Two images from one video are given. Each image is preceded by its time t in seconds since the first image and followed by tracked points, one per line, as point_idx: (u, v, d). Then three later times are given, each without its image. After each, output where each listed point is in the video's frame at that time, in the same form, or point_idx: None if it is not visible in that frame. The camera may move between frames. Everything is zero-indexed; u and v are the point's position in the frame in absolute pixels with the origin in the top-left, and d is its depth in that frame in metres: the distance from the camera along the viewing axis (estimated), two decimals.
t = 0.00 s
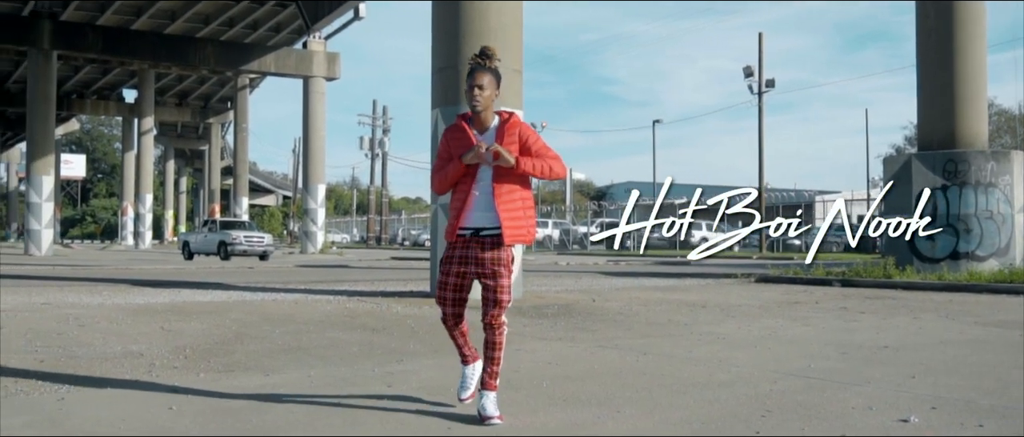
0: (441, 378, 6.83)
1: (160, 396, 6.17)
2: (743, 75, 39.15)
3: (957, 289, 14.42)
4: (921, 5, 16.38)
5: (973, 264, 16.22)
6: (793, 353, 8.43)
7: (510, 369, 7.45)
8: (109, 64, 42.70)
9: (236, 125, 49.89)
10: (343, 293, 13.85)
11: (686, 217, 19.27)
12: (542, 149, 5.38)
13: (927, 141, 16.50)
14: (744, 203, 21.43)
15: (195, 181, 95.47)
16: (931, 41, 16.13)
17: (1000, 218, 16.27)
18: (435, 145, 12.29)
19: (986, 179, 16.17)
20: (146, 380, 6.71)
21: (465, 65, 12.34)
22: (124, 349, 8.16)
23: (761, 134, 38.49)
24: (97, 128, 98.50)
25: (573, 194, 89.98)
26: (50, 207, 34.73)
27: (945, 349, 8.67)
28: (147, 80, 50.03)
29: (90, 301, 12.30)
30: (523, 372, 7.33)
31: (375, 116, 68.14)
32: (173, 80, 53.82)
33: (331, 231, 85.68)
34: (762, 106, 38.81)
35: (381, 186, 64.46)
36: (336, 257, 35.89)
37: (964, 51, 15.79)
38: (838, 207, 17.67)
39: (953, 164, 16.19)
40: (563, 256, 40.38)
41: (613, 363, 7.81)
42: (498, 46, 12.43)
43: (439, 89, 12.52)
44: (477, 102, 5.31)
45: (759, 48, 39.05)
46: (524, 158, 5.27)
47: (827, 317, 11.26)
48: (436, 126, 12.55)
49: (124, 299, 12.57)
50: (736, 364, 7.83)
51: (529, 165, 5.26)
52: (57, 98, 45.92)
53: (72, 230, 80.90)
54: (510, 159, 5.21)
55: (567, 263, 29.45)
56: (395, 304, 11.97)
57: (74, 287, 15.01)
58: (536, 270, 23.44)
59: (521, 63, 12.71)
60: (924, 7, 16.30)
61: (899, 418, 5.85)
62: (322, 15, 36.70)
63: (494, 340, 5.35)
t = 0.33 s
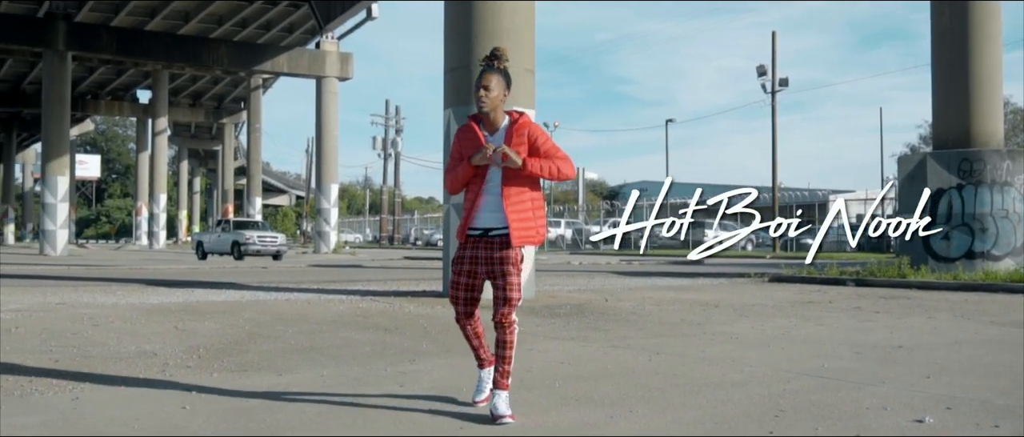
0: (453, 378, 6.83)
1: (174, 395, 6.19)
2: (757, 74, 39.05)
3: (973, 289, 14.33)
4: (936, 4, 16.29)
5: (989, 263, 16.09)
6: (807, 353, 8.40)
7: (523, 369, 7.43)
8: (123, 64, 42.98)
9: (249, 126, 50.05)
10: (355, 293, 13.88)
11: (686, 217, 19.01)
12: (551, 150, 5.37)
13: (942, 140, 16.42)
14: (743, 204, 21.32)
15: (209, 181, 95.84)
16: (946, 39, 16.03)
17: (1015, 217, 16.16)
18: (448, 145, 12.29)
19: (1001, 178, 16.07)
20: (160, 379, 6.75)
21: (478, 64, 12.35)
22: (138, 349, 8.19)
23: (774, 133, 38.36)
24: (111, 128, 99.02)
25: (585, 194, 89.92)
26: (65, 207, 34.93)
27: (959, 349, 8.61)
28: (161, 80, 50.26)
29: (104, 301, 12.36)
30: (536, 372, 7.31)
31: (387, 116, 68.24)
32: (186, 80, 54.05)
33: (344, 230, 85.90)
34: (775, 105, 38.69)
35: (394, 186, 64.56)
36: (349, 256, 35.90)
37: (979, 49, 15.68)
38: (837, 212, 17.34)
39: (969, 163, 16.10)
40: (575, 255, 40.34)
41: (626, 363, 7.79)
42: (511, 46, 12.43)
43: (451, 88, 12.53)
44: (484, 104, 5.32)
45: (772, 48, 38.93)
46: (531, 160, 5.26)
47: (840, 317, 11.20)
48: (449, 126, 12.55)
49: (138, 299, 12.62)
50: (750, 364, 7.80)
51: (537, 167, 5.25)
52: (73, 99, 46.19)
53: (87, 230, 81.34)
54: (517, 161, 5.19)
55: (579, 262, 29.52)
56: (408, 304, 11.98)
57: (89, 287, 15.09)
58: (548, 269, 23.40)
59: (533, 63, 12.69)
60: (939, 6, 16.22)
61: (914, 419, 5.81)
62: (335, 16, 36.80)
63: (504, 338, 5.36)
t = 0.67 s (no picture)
0: (464, 375, 6.84)
1: (188, 391, 6.22)
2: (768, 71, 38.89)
3: (987, 286, 14.24)
4: None
5: (1002, 260, 16.04)
6: (820, 350, 8.36)
7: (534, 366, 7.45)
8: (136, 63, 43.15)
9: (261, 123, 50.19)
10: (366, 290, 13.90)
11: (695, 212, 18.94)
12: (559, 149, 5.36)
13: (956, 136, 16.29)
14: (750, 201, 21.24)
15: (221, 179, 96.13)
16: (959, 36, 15.92)
17: None
18: (459, 142, 12.28)
19: (1015, 174, 15.96)
20: (172, 376, 6.78)
21: (487, 61, 12.35)
22: (151, 346, 8.23)
23: (785, 130, 38.22)
24: (124, 127, 99.43)
25: (596, 190, 89.72)
26: (78, 205, 35.14)
27: (972, 346, 8.57)
28: (174, 78, 50.44)
29: (117, 298, 12.44)
30: (546, 369, 7.32)
31: (398, 114, 68.33)
32: (198, 78, 54.25)
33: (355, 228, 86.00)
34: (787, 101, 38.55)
35: (405, 183, 64.61)
36: (360, 254, 35.92)
37: (993, 45, 15.51)
38: (841, 210, 17.10)
39: (982, 160, 16.01)
40: (587, 252, 40.25)
41: (637, 360, 7.79)
42: (522, 43, 12.42)
43: (462, 86, 12.54)
44: (490, 104, 5.33)
45: (784, 44, 38.77)
46: (537, 159, 5.25)
47: (852, 314, 11.17)
48: (459, 123, 12.54)
49: (151, 296, 12.68)
50: (761, 361, 7.78)
51: (542, 166, 5.24)
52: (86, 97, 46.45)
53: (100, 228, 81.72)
54: (523, 160, 5.19)
55: (588, 259, 29.46)
56: (419, 301, 11.99)
57: (103, 285, 15.16)
58: (559, 266, 23.39)
59: (544, 61, 12.68)
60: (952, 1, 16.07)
61: (927, 416, 5.78)
62: (346, 14, 36.85)
63: (514, 336, 5.36)
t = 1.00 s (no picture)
0: (472, 372, 6.84)
1: (197, 388, 6.23)
2: (778, 67, 38.75)
3: (998, 282, 14.16)
4: None
5: (1014, 257, 15.92)
6: (830, 347, 8.33)
7: (543, 362, 7.45)
8: (146, 60, 43.31)
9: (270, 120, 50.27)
10: (375, 287, 13.90)
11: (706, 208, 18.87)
12: (564, 146, 5.34)
13: (966, 131, 16.21)
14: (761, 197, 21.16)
15: (231, 176, 96.45)
16: (970, 31, 15.86)
17: None
18: (468, 139, 12.25)
19: None
20: (183, 371, 6.82)
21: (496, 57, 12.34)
22: (161, 342, 8.25)
23: (795, 126, 38.10)
24: (134, 124, 99.85)
25: (605, 187, 89.60)
26: (88, 202, 35.26)
27: (983, 343, 8.53)
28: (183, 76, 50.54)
29: (127, 295, 12.48)
30: (556, 365, 7.32)
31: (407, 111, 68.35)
32: (208, 76, 54.37)
33: (364, 225, 86.12)
34: (796, 97, 38.38)
35: (414, 180, 64.66)
36: (370, 251, 36.00)
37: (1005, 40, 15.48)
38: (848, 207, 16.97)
39: (993, 155, 15.90)
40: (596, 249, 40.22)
41: (646, 357, 7.78)
42: (530, 39, 12.40)
43: (471, 81, 12.52)
44: (495, 101, 5.34)
45: (794, 39, 38.61)
46: (542, 156, 5.24)
47: (862, 310, 11.14)
48: (468, 120, 12.52)
49: (161, 293, 12.72)
50: (771, 358, 7.76)
51: (547, 163, 5.22)
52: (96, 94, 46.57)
53: (110, 225, 82.02)
54: (527, 158, 5.18)
55: (598, 256, 29.43)
56: (428, 298, 12.00)
57: (114, 282, 15.20)
58: (568, 263, 23.38)
59: (553, 58, 12.66)
60: None
61: (938, 412, 5.76)
62: (355, 11, 36.92)
63: (521, 330, 5.36)
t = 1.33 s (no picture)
0: (479, 371, 6.84)
1: (204, 388, 6.23)
2: (786, 65, 38.69)
3: (1008, 281, 14.10)
4: None
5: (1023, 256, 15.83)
6: (837, 346, 8.31)
7: (550, 361, 7.44)
8: (155, 59, 43.46)
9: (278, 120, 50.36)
10: (382, 286, 13.91)
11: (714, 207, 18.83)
12: (569, 143, 5.34)
13: (976, 130, 16.15)
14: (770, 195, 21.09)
15: (239, 175, 96.71)
16: (980, 30, 15.80)
17: None
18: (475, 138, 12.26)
19: None
20: (192, 371, 6.84)
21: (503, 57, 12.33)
22: (169, 341, 8.26)
23: (802, 125, 38.04)
24: (143, 124, 100.17)
25: (613, 187, 89.66)
26: (97, 201, 35.33)
27: (992, 342, 8.50)
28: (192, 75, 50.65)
29: (135, 294, 12.51)
30: (563, 365, 7.31)
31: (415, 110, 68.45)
32: (216, 75, 54.49)
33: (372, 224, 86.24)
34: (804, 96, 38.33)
35: (421, 180, 64.76)
36: (377, 250, 36.04)
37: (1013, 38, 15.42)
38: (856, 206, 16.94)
39: (1002, 154, 15.80)
40: (604, 248, 40.24)
41: (653, 356, 7.76)
42: (537, 38, 12.39)
43: (478, 80, 12.53)
44: (501, 98, 5.35)
45: (802, 38, 38.56)
46: (547, 153, 5.23)
47: (870, 309, 11.11)
48: (475, 119, 12.53)
49: (169, 292, 12.74)
50: (779, 357, 7.73)
51: (552, 160, 5.21)
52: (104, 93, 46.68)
53: (119, 224, 82.29)
54: (532, 155, 5.17)
55: (606, 255, 29.40)
56: (435, 297, 12.01)
57: (123, 280, 15.24)
58: (576, 262, 23.37)
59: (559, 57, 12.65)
60: None
61: (946, 412, 5.74)
62: (363, 10, 36.99)
63: (525, 326, 5.34)
